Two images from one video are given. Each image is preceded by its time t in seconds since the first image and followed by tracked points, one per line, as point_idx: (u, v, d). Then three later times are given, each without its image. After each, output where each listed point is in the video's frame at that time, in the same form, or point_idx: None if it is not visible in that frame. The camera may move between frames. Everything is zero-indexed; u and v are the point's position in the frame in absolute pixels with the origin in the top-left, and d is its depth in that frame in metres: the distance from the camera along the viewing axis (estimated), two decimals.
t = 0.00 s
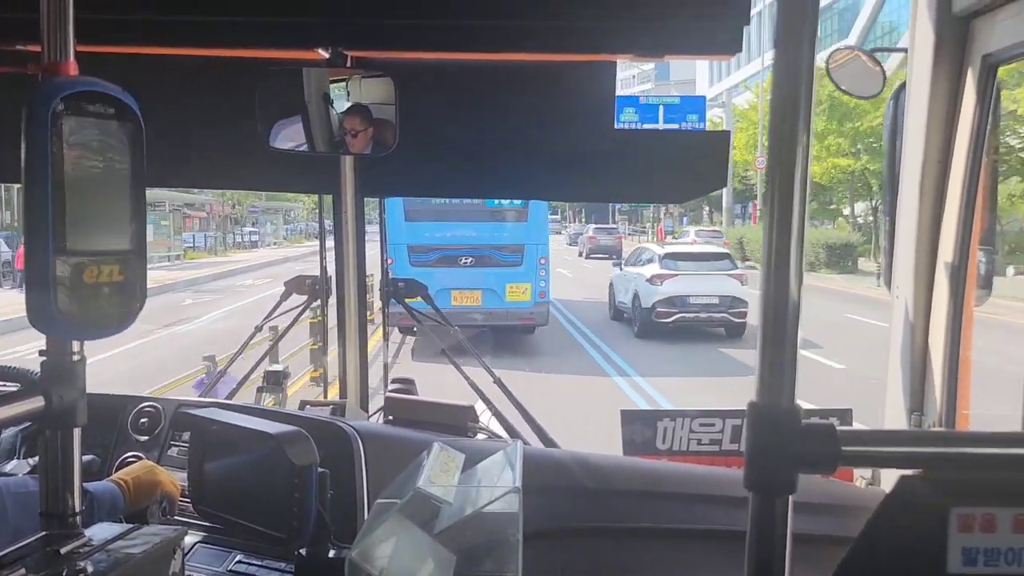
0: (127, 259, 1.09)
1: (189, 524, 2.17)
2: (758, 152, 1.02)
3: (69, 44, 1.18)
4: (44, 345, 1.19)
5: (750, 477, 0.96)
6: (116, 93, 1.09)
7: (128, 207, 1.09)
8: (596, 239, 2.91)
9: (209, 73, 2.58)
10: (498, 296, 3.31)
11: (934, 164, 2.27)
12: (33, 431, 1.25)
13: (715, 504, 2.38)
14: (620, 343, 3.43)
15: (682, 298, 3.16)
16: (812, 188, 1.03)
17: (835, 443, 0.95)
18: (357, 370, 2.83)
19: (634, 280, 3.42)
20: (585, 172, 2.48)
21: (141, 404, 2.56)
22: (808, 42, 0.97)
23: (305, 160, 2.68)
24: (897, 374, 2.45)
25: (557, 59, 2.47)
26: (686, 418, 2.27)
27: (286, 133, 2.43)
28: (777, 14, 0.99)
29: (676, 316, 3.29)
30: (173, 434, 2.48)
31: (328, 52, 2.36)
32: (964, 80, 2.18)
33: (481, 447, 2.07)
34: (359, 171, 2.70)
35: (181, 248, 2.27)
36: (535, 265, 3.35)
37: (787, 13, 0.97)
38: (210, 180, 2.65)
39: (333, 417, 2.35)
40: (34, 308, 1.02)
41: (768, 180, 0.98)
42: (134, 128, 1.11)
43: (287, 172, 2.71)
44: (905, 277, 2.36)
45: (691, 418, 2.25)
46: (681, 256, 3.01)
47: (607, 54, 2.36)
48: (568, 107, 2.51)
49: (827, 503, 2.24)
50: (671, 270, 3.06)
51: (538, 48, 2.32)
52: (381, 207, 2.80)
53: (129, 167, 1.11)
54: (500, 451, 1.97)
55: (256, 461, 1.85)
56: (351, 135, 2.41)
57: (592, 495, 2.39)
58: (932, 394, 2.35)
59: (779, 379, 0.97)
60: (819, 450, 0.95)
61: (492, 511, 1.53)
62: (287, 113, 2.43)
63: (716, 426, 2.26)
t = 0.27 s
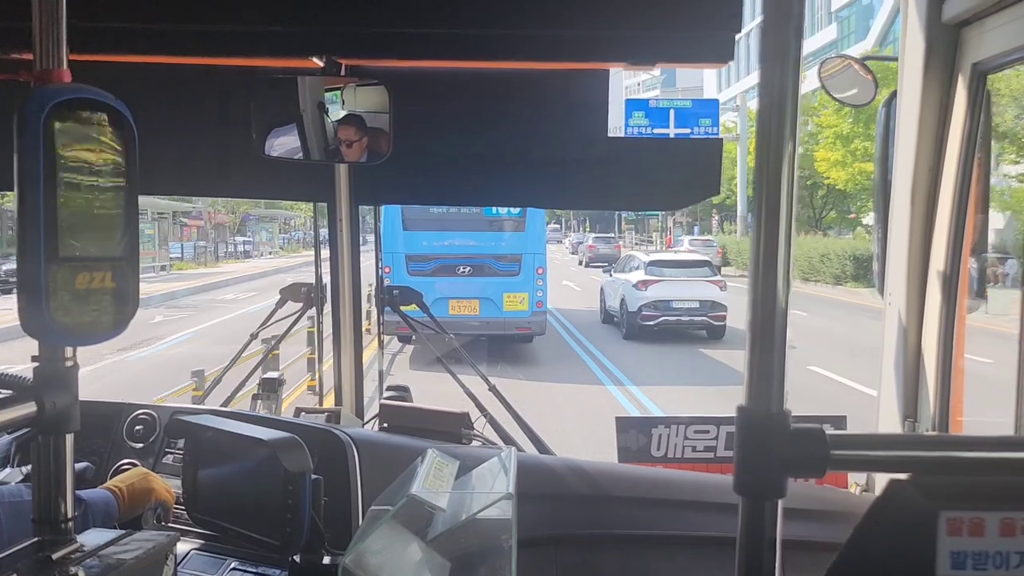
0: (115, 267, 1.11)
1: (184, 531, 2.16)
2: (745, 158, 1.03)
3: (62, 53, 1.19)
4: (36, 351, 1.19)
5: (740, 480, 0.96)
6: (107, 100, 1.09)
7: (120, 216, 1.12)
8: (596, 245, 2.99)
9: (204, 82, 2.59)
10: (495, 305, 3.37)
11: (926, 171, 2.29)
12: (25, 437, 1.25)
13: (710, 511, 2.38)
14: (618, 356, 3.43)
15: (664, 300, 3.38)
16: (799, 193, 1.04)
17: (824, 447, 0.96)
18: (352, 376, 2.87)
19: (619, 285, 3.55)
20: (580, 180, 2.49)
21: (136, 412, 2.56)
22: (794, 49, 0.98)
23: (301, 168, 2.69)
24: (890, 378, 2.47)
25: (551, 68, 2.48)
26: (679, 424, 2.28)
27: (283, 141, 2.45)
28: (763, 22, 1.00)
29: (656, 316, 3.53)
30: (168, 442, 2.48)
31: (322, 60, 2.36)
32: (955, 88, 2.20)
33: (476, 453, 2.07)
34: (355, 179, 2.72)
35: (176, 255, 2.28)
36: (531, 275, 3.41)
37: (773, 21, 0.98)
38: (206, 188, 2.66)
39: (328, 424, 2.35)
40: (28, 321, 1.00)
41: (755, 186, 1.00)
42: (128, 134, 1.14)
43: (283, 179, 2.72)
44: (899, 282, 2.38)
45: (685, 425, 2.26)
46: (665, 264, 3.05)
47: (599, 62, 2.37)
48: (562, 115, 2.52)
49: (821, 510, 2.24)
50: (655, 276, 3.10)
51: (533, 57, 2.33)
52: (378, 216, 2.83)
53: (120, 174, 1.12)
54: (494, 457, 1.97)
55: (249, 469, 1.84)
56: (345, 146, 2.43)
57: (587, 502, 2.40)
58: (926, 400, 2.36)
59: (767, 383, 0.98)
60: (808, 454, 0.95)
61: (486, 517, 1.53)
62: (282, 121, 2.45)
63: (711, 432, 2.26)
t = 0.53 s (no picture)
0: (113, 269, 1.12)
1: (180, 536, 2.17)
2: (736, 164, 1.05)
3: (63, 57, 1.21)
4: (36, 354, 1.21)
5: (731, 481, 0.98)
6: (108, 105, 1.11)
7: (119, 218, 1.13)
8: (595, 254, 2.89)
9: (203, 88, 2.60)
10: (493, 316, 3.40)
11: (917, 178, 2.32)
12: (24, 439, 1.26)
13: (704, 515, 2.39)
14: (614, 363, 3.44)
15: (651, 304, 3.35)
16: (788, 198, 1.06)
17: (812, 448, 0.97)
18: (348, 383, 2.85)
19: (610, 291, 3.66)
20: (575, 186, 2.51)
21: (133, 416, 2.57)
22: (783, 57, 1.00)
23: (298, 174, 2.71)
24: (884, 382, 2.48)
25: (547, 74, 2.50)
26: (675, 429, 2.28)
27: (280, 147, 2.47)
28: (753, 30, 1.02)
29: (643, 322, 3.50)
30: (165, 446, 2.49)
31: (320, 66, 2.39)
32: (946, 95, 2.22)
33: (472, 457, 2.09)
34: (352, 185, 2.73)
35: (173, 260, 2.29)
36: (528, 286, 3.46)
37: (762, 29, 1.00)
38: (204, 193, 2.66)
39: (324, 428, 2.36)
40: (30, 329, 1.02)
41: (745, 192, 1.01)
42: (126, 137, 1.15)
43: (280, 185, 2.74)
44: (891, 288, 2.40)
45: (680, 430, 2.26)
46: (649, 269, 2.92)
47: (594, 69, 2.39)
48: (558, 121, 2.54)
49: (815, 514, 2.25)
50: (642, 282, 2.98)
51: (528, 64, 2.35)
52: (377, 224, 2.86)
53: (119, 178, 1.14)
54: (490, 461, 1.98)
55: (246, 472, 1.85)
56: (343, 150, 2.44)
57: (582, 507, 2.40)
58: (919, 405, 2.38)
59: (758, 385, 0.99)
60: (797, 455, 0.97)
61: (481, 520, 1.55)
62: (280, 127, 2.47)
63: (706, 437, 2.27)
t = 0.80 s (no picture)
0: (110, 279, 1.12)
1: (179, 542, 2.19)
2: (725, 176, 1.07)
3: (63, 69, 1.22)
4: (37, 363, 1.22)
5: (722, 487, 1.00)
6: (108, 118, 1.12)
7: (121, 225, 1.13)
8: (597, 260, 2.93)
9: (201, 97, 2.62)
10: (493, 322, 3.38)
11: (909, 185, 2.34)
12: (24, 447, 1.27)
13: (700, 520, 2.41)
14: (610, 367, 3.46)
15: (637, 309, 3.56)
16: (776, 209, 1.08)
17: (801, 455, 0.99)
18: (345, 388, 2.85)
19: (601, 295, 3.72)
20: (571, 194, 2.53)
21: (131, 423, 2.58)
22: (770, 71, 1.02)
23: (296, 181, 2.73)
24: (878, 387, 2.50)
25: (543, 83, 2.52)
26: (671, 434, 2.29)
27: (277, 156, 2.49)
28: (741, 44, 1.04)
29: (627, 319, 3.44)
30: (164, 453, 2.50)
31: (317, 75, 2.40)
32: (938, 102, 2.25)
33: (469, 463, 2.10)
34: (350, 193, 2.75)
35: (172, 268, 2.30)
36: (529, 292, 3.42)
37: (749, 44, 1.02)
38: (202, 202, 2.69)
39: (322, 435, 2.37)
40: (27, 336, 1.04)
41: (734, 203, 1.03)
42: (127, 151, 1.16)
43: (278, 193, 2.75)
44: (884, 293, 2.42)
45: (676, 434, 2.27)
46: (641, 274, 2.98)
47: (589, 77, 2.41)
48: (554, 129, 2.56)
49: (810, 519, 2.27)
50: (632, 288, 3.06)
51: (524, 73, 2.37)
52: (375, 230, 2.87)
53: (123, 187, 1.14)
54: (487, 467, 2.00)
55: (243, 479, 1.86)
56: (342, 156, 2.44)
57: (579, 512, 2.42)
58: (912, 410, 2.40)
59: (747, 393, 1.01)
60: (786, 462, 0.98)
61: (475, 526, 1.57)
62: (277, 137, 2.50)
63: (702, 442, 2.27)
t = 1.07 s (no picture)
0: (110, 292, 1.13)
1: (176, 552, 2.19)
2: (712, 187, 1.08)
3: (57, 83, 1.23)
4: (33, 377, 1.23)
5: (712, 497, 1.01)
6: (101, 132, 1.13)
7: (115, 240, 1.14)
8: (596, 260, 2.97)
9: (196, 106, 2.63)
10: (491, 323, 3.35)
11: (901, 189, 2.35)
12: (20, 458, 1.28)
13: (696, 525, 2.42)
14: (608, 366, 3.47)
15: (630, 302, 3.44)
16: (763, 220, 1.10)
17: (790, 465, 1.00)
18: (344, 398, 2.87)
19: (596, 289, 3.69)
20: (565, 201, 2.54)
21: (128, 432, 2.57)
22: (756, 83, 1.04)
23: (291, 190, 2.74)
24: (871, 392, 2.50)
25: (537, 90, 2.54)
26: (667, 439, 2.29)
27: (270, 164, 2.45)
28: (727, 57, 1.05)
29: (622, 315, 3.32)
30: (161, 462, 2.50)
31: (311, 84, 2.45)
32: (929, 107, 2.26)
33: (465, 470, 2.11)
34: (345, 201, 2.77)
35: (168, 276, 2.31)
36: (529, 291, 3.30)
37: (735, 57, 1.04)
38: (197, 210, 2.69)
39: (318, 442, 2.38)
40: (23, 339, 1.04)
41: (722, 214, 1.05)
42: (120, 164, 1.16)
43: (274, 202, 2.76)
44: (877, 297, 2.42)
45: (673, 439, 2.27)
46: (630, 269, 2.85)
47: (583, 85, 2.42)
48: (548, 137, 2.57)
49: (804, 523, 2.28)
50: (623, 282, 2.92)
51: (518, 80, 2.38)
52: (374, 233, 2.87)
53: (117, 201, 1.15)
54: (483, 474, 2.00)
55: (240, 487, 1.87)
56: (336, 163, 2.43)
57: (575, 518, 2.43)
58: (906, 414, 2.41)
59: (736, 403, 1.02)
60: (775, 471, 1.00)
61: (473, 533, 1.57)
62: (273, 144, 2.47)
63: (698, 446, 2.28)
